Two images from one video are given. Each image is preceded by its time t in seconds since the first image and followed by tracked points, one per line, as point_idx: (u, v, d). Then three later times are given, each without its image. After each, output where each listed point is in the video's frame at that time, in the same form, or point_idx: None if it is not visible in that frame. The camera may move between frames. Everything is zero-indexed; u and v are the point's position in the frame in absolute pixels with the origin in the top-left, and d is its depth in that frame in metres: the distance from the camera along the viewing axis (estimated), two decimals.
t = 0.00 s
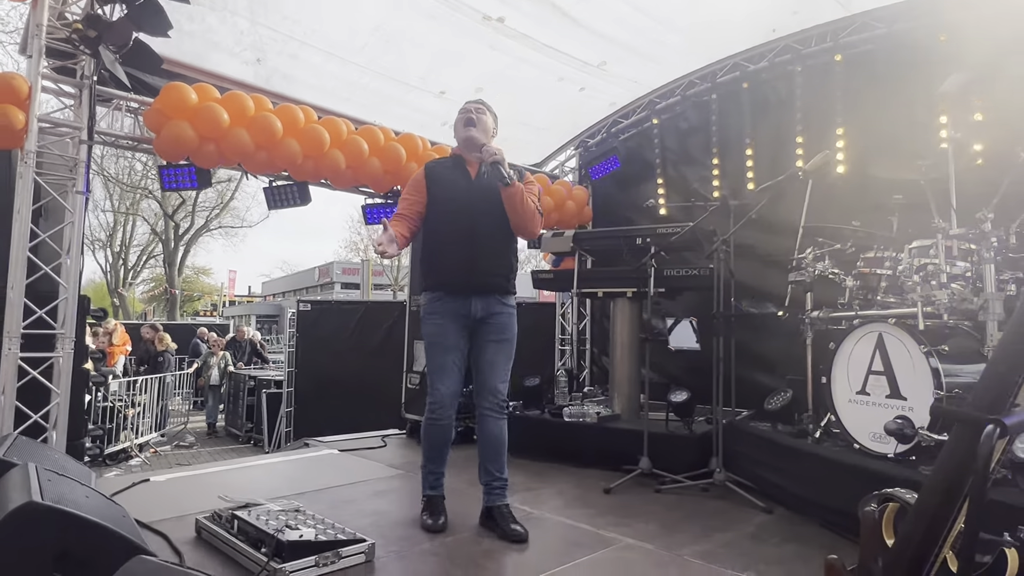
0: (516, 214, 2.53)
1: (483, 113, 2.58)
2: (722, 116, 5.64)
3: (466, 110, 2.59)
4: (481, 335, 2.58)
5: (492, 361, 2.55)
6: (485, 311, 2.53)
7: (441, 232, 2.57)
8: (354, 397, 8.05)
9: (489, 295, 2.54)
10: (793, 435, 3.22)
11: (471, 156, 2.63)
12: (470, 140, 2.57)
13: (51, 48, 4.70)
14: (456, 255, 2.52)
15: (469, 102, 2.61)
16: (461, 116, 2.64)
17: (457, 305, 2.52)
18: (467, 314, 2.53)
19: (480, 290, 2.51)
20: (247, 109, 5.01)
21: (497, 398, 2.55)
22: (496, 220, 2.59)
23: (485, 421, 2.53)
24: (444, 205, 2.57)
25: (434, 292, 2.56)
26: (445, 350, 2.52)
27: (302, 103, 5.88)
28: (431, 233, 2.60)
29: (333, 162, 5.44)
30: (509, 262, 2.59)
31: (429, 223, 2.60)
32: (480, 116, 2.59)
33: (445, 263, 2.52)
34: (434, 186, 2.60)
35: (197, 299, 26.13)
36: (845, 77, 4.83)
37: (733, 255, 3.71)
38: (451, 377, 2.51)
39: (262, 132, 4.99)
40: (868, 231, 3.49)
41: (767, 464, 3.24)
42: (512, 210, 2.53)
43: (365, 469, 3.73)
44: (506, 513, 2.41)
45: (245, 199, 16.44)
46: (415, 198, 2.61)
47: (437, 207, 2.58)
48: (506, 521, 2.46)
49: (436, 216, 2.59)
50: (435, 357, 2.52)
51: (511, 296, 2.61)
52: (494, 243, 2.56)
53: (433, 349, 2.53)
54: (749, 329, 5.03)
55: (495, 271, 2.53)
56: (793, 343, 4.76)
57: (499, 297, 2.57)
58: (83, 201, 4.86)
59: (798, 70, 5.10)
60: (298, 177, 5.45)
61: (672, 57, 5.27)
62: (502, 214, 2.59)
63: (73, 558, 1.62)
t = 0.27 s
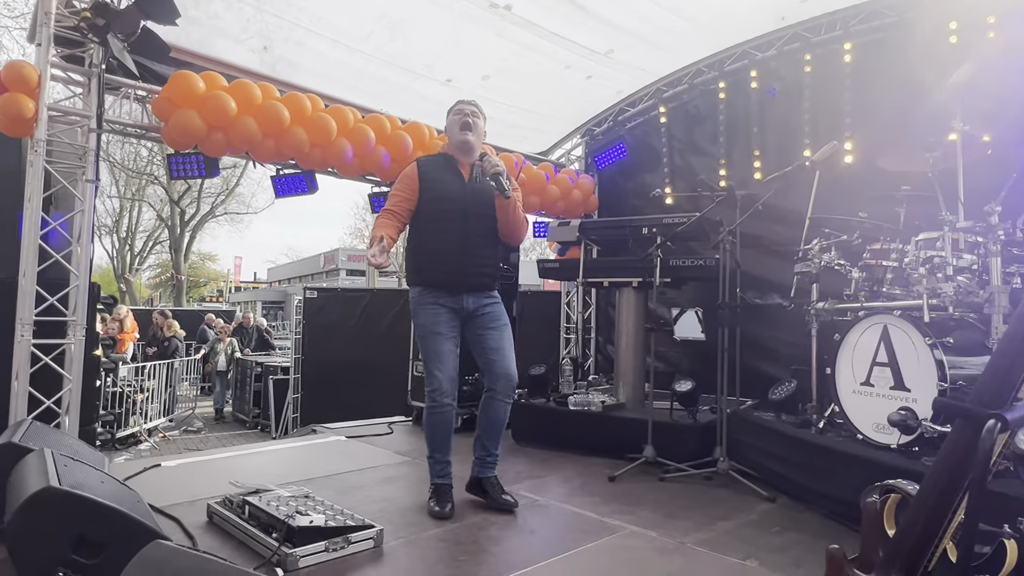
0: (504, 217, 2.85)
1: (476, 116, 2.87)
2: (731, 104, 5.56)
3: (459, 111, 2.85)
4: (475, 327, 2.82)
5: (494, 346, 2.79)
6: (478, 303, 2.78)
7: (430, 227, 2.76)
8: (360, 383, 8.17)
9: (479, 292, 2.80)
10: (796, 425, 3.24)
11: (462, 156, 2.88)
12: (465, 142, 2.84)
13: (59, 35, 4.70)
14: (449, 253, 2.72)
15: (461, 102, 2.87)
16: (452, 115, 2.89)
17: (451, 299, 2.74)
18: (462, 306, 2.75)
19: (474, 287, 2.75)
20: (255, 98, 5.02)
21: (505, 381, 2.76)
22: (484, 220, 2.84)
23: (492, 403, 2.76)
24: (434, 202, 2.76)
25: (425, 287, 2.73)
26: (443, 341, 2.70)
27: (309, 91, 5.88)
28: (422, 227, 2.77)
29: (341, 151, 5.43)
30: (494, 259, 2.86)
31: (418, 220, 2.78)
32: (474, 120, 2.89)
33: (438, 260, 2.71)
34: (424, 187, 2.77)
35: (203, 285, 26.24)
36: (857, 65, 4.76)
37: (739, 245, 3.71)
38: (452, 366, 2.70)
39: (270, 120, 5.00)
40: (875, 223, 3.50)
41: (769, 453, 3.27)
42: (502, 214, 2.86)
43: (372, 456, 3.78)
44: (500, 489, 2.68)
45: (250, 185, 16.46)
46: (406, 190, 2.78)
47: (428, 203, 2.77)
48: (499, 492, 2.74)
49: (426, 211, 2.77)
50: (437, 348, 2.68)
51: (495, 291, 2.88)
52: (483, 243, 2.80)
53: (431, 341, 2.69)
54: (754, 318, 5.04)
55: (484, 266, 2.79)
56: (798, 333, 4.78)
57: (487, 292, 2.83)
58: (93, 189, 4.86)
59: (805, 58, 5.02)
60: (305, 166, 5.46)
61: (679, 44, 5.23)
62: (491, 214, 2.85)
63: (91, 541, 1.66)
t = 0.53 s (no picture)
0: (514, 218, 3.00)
1: (472, 113, 2.83)
2: (736, 98, 5.53)
3: (456, 108, 2.81)
4: (465, 320, 2.88)
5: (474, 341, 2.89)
6: (475, 296, 2.85)
7: (427, 224, 2.79)
8: (364, 377, 8.20)
9: (477, 284, 2.82)
10: (800, 421, 3.25)
11: (456, 154, 2.89)
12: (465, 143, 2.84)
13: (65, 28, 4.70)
14: (448, 245, 2.75)
15: (456, 98, 2.81)
16: (448, 111, 2.84)
17: (449, 291, 2.77)
18: (460, 299, 2.79)
19: (470, 280, 2.78)
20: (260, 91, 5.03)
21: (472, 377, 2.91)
22: (481, 216, 2.88)
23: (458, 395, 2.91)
24: (432, 198, 2.79)
25: (423, 278, 2.75)
26: (442, 331, 2.74)
27: (314, 85, 5.88)
28: (419, 224, 2.81)
29: (346, 144, 5.44)
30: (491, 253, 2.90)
31: (418, 214, 2.81)
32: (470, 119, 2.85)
33: (438, 250, 2.74)
34: (424, 180, 2.80)
35: (207, 278, 26.30)
36: (865, 60, 4.73)
37: (743, 240, 3.70)
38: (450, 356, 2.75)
39: (275, 113, 5.01)
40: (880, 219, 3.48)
41: (772, 448, 3.28)
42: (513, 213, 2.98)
43: (376, 449, 3.79)
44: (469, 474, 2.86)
45: (254, 178, 16.48)
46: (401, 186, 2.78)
47: (425, 199, 2.80)
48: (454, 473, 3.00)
49: (423, 208, 2.80)
50: (437, 336, 2.73)
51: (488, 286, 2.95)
52: (479, 237, 2.84)
53: (432, 331, 2.72)
54: (758, 314, 5.04)
55: (482, 260, 2.84)
56: (802, 328, 4.77)
57: (483, 286, 2.88)
58: (99, 181, 4.87)
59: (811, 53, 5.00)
60: (310, 159, 5.46)
61: (684, 39, 5.21)
62: (489, 210, 2.90)
63: (100, 530, 1.68)
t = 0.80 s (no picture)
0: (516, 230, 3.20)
1: (467, 134, 2.88)
2: (738, 99, 5.53)
3: (451, 128, 2.86)
4: (458, 319, 3.05)
5: (468, 339, 3.03)
6: (464, 297, 3.02)
7: (418, 234, 2.96)
8: (365, 375, 8.22)
9: (467, 288, 3.03)
10: (801, 420, 3.24)
11: (448, 168, 2.99)
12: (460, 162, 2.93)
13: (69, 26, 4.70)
14: (435, 252, 2.93)
15: (452, 118, 2.85)
16: (444, 130, 2.88)
17: (437, 292, 2.96)
18: (448, 300, 2.98)
19: (461, 285, 2.97)
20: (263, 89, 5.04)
21: (468, 374, 3.02)
22: (471, 225, 3.03)
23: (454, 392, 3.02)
24: (423, 209, 2.95)
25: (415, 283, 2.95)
26: (427, 328, 2.92)
27: (317, 83, 5.89)
28: (412, 234, 2.97)
29: (349, 142, 5.44)
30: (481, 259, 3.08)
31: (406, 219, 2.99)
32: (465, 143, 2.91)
33: (428, 256, 2.93)
34: (414, 188, 2.97)
35: (209, 277, 26.32)
36: (868, 60, 4.72)
37: (746, 240, 3.70)
38: (433, 351, 2.91)
39: (278, 111, 5.02)
40: (883, 219, 3.48)
41: (774, 448, 3.27)
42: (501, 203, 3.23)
43: (377, 447, 3.79)
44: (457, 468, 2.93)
45: (257, 177, 16.50)
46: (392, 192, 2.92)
47: (417, 210, 2.96)
48: (455, 471, 3.00)
49: (415, 218, 2.97)
50: (421, 332, 2.89)
51: (482, 289, 3.10)
52: (468, 245, 3.01)
53: (418, 327, 2.91)
54: (759, 314, 5.04)
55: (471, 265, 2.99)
56: (803, 329, 4.77)
57: (474, 289, 3.07)
58: (103, 179, 4.87)
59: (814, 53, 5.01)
60: (313, 158, 5.47)
61: (687, 38, 5.21)
62: (477, 218, 3.04)
63: (102, 525, 1.68)
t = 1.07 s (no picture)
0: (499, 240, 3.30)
1: (462, 142, 2.89)
2: (738, 109, 5.58)
3: (447, 135, 2.87)
4: (439, 319, 3.10)
5: (450, 338, 3.07)
6: (443, 298, 3.05)
7: (402, 235, 3.01)
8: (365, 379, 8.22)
9: (449, 287, 3.05)
10: (801, 424, 3.25)
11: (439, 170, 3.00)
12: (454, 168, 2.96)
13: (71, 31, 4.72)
14: (418, 254, 2.97)
15: (448, 125, 2.85)
16: (440, 136, 2.89)
17: (416, 296, 3.02)
18: (428, 302, 3.03)
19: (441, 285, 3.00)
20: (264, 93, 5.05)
21: (454, 372, 3.07)
22: (455, 226, 3.06)
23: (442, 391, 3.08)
24: (408, 210, 2.99)
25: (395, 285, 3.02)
26: (405, 333, 3.01)
27: (318, 87, 5.90)
28: (396, 234, 3.02)
29: (349, 146, 5.45)
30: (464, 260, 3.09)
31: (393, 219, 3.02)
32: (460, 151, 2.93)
33: (410, 259, 2.98)
34: (401, 190, 3.00)
35: (209, 280, 26.32)
36: (867, 65, 4.73)
37: (745, 244, 3.70)
38: (412, 354, 3.00)
39: (278, 115, 5.02)
40: (883, 223, 3.49)
41: (774, 452, 3.27)
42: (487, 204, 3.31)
43: (377, 450, 3.79)
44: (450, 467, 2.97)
45: (257, 181, 16.53)
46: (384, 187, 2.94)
47: (402, 211, 3.00)
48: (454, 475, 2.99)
49: (400, 219, 3.01)
50: (401, 339, 3.00)
51: (465, 287, 3.13)
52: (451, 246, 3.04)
53: (398, 333, 3.02)
54: (759, 318, 5.05)
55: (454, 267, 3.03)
56: (802, 333, 4.78)
57: (456, 289, 3.09)
58: (103, 182, 4.94)
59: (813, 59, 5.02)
60: (313, 161, 5.48)
61: (687, 43, 5.22)
62: (462, 221, 3.07)
63: (102, 528, 1.68)
